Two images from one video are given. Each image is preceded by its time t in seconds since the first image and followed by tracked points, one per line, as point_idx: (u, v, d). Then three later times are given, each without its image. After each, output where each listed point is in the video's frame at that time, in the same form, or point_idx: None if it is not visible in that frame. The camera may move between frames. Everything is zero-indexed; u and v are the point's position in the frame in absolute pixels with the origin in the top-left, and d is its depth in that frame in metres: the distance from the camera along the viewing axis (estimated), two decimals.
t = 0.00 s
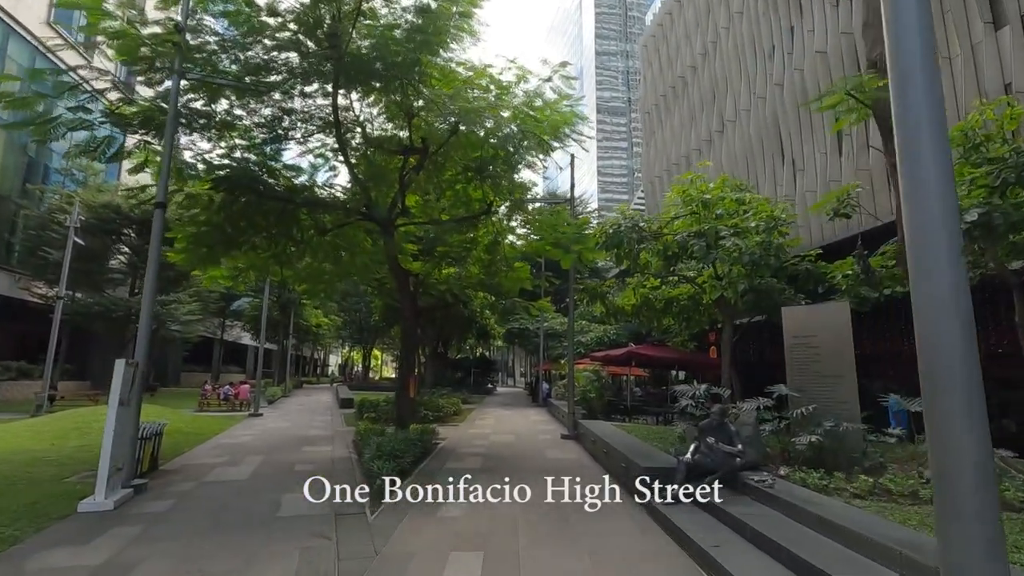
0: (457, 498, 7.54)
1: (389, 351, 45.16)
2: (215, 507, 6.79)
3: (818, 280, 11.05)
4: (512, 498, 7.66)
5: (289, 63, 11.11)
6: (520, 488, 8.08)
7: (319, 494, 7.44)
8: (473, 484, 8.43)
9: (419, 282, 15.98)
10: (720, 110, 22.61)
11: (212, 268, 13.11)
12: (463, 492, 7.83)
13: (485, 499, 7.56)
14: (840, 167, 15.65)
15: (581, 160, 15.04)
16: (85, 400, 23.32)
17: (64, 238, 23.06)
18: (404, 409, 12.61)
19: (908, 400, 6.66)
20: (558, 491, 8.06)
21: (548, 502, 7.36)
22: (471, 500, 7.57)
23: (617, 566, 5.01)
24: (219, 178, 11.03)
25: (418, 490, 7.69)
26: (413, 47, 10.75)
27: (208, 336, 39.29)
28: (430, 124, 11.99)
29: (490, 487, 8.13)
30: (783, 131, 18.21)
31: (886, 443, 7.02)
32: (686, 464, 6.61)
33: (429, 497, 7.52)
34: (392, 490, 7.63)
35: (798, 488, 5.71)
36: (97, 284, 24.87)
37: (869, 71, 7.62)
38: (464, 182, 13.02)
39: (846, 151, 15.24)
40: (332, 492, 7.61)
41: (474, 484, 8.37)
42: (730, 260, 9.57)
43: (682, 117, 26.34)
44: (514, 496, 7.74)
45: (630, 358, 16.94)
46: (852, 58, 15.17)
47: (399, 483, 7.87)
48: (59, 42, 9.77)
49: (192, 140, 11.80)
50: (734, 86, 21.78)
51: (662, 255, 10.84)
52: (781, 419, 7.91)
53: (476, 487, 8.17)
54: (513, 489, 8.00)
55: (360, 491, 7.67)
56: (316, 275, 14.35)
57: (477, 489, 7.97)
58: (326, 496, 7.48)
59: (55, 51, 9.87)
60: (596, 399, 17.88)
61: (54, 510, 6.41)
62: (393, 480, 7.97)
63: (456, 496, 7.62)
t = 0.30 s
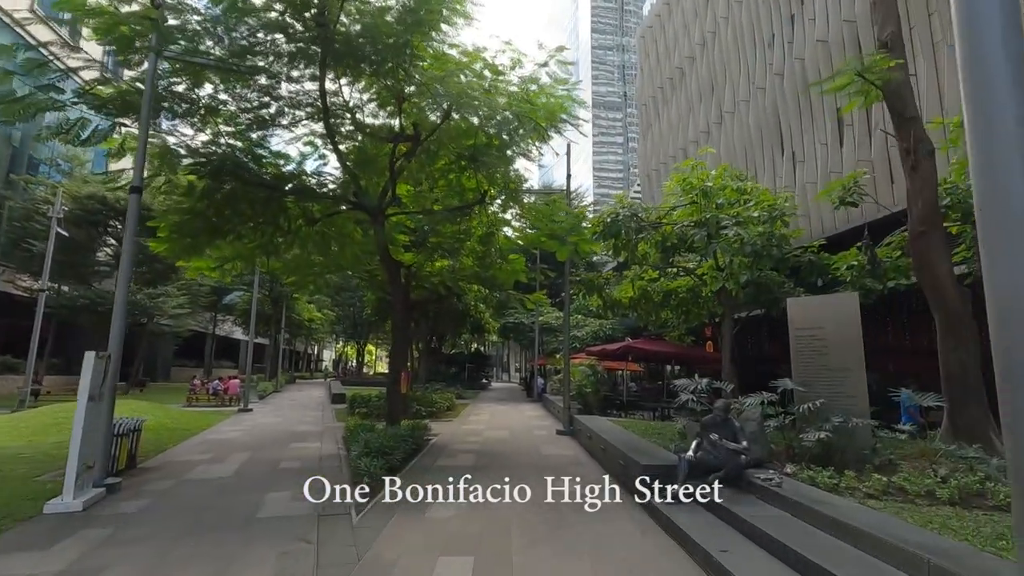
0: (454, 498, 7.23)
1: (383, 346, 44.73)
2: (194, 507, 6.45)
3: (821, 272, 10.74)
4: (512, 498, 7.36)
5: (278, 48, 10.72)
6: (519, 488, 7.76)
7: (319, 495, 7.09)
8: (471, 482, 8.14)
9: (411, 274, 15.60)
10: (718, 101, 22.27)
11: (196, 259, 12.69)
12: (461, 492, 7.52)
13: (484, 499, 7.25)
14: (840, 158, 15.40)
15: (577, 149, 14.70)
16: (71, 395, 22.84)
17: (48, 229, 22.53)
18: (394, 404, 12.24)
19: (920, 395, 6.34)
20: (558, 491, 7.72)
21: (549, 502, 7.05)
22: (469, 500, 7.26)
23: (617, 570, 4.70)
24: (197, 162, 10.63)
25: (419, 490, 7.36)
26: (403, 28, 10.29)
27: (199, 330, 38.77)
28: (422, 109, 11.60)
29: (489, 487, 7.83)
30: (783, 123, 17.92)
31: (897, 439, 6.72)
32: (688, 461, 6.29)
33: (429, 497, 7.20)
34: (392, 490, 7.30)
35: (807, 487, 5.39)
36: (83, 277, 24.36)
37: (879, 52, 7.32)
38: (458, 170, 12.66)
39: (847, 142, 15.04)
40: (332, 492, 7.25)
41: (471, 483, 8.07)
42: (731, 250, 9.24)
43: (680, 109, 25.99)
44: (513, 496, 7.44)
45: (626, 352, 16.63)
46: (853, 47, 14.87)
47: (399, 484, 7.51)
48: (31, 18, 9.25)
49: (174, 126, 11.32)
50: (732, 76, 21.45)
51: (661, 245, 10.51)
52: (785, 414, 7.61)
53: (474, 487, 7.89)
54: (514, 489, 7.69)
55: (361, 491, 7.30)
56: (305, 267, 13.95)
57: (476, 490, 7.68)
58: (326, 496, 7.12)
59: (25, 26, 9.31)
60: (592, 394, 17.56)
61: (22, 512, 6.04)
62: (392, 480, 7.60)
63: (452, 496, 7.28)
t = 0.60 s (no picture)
0: (450, 497, 6.96)
1: (376, 341, 44.28)
2: (172, 511, 6.09)
3: (825, 265, 10.44)
4: (512, 498, 7.07)
5: (263, 30, 10.26)
6: (520, 488, 7.50)
7: (318, 495, 6.87)
8: (469, 482, 7.84)
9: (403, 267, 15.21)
10: (716, 93, 21.93)
11: (180, 250, 12.22)
12: (462, 492, 7.25)
13: (482, 499, 6.97)
14: (841, 150, 15.15)
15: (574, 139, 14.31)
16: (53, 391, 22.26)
17: (29, 221, 21.86)
18: (384, 401, 11.83)
19: (934, 393, 6.10)
20: (558, 490, 7.55)
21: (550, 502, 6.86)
22: (469, 499, 6.99)
23: None
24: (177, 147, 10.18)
25: (419, 490, 7.18)
26: (393, 8, 9.79)
27: (188, 324, 38.16)
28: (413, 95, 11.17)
29: (489, 487, 7.56)
30: (782, 115, 17.63)
31: (909, 438, 6.48)
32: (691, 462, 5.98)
33: (429, 497, 6.94)
34: (392, 490, 7.09)
35: (820, 490, 5.10)
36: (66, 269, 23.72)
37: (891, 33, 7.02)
38: (451, 160, 12.29)
39: (848, 134, 14.79)
40: (331, 492, 6.99)
41: (469, 483, 7.77)
42: (734, 241, 8.90)
43: (676, 102, 25.64)
44: (513, 496, 7.15)
45: (623, 347, 16.35)
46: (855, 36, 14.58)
47: (399, 483, 7.36)
48: None
49: (154, 110, 10.79)
50: (730, 67, 21.11)
51: (661, 236, 10.17)
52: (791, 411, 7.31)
53: (474, 486, 7.60)
54: (514, 489, 7.42)
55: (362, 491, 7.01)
56: (292, 258, 13.51)
57: (477, 489, 7.41)
58: (325, 497, 6.89)
59: None
60: (588, 390, 17.27)
61: None
62: (393, 482, 7.49)
63: (451, 494, 7.07)
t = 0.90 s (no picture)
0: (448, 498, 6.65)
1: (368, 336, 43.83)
2: (148, 515, 5.73)
3: (829, 258, 10.14)
4: (511, 498, 6.75)
5: (248, 10, 9.84)
6: (519, 488, 7.19)
7: (318, 495, 6.53)
8: (468, 481, 7.51)
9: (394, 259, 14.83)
10: (713, 84, 21.64)
11: (162, 241, 11.74)
12: (460, 492, 6.96)
13: (480, 500, 6.66)
14: (842, 142, 14.89)
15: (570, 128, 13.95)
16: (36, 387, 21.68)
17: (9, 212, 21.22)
18: (375, 396, 11.44)
19: (954, 388, 5.82)
20: (558, 489, 7.28)
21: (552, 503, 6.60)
22: (467, 500, 6.69)
23: None
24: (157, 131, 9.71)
25: (418, 491, 6.89)
26: None
27: (177, 319, 37.53)
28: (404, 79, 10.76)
29: (487, 487, 7.25)
30: (782, 106, 17.35)
31: (925, 435, 6.24)
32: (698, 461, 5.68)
33: (429, 497, 6.64)
34: (392, 490, 6.79)
35: (838, 493, 4.80)
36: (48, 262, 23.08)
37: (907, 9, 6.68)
38: (444, 148, 11.88)
39: (848, 125, 14.53)
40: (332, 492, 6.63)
41: (467, 483, 7.44)
42: (737, 231, 8.58)
43: (673, 94, 25.32)
44: (513, 496, 6.84)
45: (620, 342, 16.05)
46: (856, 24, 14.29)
47: (399, 483, 7.07)
48: None
49: (133, 94, 10.20)
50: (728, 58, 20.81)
51: (661, 226, 9.84)
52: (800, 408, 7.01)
53: (472, 486, 7.28)
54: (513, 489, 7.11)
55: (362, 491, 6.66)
56: (279, 250, 13.08)
57: (475, 489, 7.12)
58: (326, 496, 6.54)
59: None
60: (584, 385, 16.94)
61: None
62: (392, 482, 7.19)
63: (448, 495, 6.77)
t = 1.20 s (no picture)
0: (448, 498, 6.45)
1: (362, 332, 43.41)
2: (124, 523, 5.40)
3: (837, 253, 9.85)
4: (511, 498, 6.58)
5: None
6: (519, 488, 7.00)
7: (319, 494, 6.28)
8: (467, 481, 7.29)
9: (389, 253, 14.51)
10: (713, 76, 21.29)
11: (147, 234, 11.33)
12: (460, 492, 6.74)
13: (480, 500, 6.47)
14: (846, 135, 14.61)
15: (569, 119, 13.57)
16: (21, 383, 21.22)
17: None
18: (368, 390, 11.10)
19: (975, 388, 5.54)
20: (557, 490, 7.02)
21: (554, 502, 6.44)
22: (468, 500, 6.51)
23: None
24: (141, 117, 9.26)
25: (419, 490, 6.72)
26: None
27: (169, 314, 37.01)
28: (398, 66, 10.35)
29: (488, 487, 7.04)
30: (783, 98, 17.06)
31: (944, 437, 5.93)
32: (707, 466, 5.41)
33: (430, 497, 6.47)
34: (391, 490, 6.59)
35: (861, 501, 4.48)
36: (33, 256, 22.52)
37: None
38: (439, 138, 11.49)
39: (853, 117, 14.25)
40: (331, 490, 6.32)
41: (467, 483, 7.22)
42: (743, 223, 8.29)
43: (672, 87, 24.99)
44: (513, 496, 6.66)
45: (618, 338, 15.77)
46: (862, 14, 13.96)
47: (400, 484, 6.87)
48: None
49: (120, 82, 9.73)
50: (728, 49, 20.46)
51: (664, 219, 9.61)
52: (812, 408, 6.73)
53: (473, 486, 7.07)
54: (513, 489, 6.90)
55: (361, 492, 6.40)
56: (269, 243, 12.69)
57: (474, 489, 6.89)
58: (325, 495, 6.25)
59: None
60: (581, 382, 16.66)
61: None
62: (393, 482, 6.99)
63: (449, 496, 6.56)
